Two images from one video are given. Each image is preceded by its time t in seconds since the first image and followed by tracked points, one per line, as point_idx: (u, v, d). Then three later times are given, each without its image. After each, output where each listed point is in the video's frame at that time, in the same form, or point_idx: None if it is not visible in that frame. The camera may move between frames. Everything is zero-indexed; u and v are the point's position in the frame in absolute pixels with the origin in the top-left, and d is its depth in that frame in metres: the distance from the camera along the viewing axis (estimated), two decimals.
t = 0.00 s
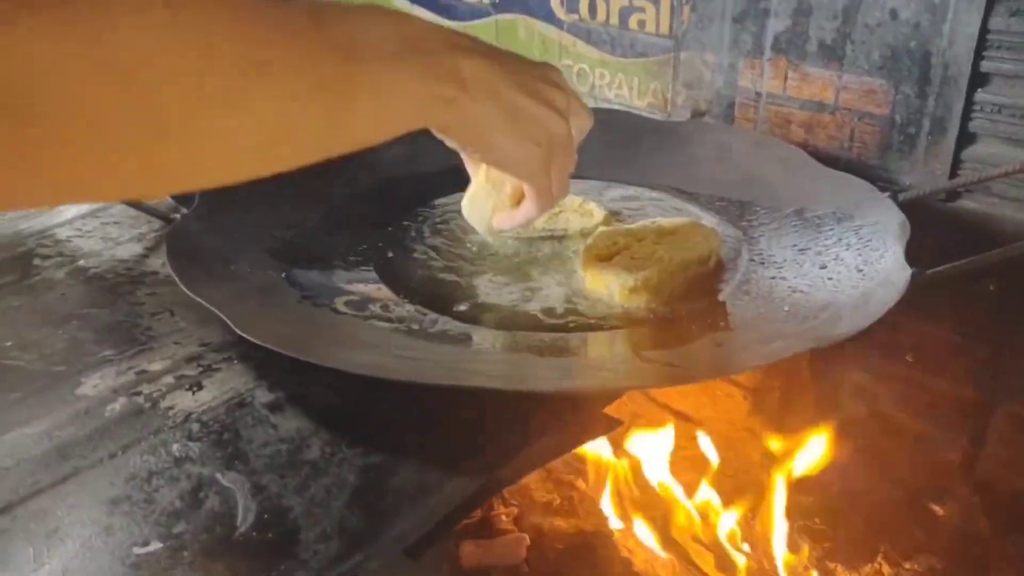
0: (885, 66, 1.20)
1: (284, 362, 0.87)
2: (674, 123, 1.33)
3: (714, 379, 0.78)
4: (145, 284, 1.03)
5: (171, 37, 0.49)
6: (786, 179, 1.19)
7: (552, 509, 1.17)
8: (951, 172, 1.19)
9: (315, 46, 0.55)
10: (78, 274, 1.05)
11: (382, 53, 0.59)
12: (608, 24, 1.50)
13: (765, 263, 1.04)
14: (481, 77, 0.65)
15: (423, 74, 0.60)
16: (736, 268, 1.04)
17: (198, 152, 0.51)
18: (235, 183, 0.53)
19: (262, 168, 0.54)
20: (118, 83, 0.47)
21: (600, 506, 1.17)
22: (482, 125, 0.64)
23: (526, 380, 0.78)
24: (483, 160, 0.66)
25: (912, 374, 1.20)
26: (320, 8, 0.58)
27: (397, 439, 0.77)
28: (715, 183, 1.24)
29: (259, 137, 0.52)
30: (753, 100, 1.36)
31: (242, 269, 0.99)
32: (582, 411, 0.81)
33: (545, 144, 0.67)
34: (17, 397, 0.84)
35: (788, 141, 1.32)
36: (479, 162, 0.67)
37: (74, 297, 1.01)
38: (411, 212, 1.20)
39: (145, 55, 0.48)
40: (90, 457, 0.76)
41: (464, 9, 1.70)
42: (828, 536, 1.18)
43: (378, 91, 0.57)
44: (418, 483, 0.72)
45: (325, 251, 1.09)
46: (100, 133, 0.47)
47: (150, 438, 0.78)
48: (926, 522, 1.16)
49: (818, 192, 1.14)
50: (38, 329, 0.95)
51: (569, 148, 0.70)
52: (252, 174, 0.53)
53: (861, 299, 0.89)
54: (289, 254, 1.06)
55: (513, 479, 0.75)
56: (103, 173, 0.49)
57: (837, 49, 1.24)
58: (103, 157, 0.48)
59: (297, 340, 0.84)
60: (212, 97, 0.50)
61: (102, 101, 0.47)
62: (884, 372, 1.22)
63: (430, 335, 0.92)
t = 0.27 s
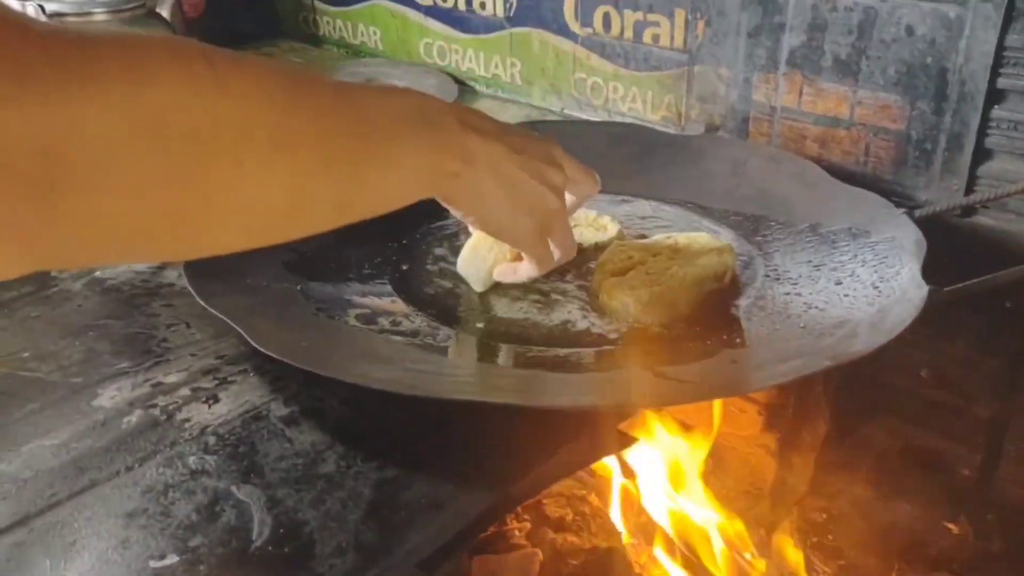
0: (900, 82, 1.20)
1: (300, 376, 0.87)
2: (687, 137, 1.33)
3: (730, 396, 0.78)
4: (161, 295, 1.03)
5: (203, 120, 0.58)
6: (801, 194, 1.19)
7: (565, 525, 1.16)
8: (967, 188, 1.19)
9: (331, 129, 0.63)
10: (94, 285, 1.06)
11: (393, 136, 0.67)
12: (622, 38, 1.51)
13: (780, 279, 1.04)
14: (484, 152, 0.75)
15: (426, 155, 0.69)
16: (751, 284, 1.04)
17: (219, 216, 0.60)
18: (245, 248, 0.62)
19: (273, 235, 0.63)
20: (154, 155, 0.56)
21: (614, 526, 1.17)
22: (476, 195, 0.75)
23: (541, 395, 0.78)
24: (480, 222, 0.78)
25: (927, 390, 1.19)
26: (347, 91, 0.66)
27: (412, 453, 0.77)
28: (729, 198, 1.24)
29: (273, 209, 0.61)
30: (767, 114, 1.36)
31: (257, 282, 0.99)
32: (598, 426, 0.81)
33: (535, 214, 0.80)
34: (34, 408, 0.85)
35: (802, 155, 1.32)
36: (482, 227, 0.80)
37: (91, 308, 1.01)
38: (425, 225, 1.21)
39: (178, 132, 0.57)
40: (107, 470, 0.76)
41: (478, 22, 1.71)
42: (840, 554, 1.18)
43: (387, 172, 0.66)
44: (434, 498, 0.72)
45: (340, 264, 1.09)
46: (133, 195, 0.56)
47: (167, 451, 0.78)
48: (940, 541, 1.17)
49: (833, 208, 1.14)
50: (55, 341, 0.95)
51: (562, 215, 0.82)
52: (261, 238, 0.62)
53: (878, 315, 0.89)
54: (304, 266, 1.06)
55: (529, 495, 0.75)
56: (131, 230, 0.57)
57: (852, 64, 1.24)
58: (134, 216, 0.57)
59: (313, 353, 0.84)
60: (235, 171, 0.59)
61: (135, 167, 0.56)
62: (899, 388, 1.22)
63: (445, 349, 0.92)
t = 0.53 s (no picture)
0: (904, 93, 1.20)
1: (301, 386, 0.88)
2: (691, 147, 1.33)
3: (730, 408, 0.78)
4: (164, 304, 1.04)
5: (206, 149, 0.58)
6: (804, 205, 1.19)
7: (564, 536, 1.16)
8: (971, 200, 1.18)
9: (328, 158, 0.64)
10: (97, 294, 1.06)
11: (386, 165, 0.68)
12: (626, 48, 1.51)
13: (782, 291, 1.04)
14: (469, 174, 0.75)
15: (424, 183, 0.70)
16: (754, 295, 1.04)
17: (227, 237, 0.60)
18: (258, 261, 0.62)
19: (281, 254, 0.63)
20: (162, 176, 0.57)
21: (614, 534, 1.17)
22: (478, 219, 0.75)
23: (541, 406, 0.78)
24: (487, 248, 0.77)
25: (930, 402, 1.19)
26: (337, 134, 0.67)
27: (412, 464, 0.77)
28: (731, 208, 1.24)
29: (282, 229, 0.62)
30: (770, 125, 1.36)
31: (260, 291, 0.99)
32: (598, 437, 0.81)
33: (540, 227, 0.79)
34: (36, 417, 0.85)
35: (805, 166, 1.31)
36: (494, 255, 0.79)
37: (94, 317, 1.02)
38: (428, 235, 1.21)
39: (182, 155, 0.57)
40: (107, 479, 0.76)
41: (483, 31, 1.71)
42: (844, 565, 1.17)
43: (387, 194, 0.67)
44: (432, 509, 0.72)
45: (342, 274, 1.09)
46: (144, 215, 0.57)
47: (167, 460, 0.78)
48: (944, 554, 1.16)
49: (836, 219, 1.14)
50: (58, 349, 0.96)
51: (571, 223, 0.80)
52: (273, 257, 0.63)
53: (879, 328, 0.89)
54: (307, 276, 1.07)
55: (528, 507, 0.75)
56: (142, 248, 0.58)
57: (856, 76, 1.24)
58: (145, 236, 0.58)
59: (314, 363, 0.84)
60: (241, 192, 0.60)
61: (145, 189, 0.56)
62: (902, 399, 1.21)
63: (445, 360, 0.92)
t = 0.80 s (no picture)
0: (900, 104, 1.21)
1: (296, 397, 0.88)
2: (688, 158, 1.33)
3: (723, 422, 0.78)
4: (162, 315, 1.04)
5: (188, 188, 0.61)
6: (800, 216, 1.19)
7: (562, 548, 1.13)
8: (967, 211, 1.18)
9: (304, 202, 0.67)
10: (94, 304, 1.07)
11: (368, 205, 0.71)
12: (624, 58, 1.51)
13: (777, 303, 1.04)
14: (468, 199, 0.81)
15: (408, 222, 0.73)
16: (749, 307, 1.04)
17: (214, 272, 0.64)
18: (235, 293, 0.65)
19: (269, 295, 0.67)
20: (150, 215, 0.60)
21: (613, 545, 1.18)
22: (480, 244, 0.79)
23: (535, 419, 0.79)
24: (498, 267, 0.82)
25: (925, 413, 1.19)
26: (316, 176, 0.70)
27: (405, 476, 0.77)
28: (728, 219, 1.25)
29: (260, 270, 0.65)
30: (767, 135, 1.36)
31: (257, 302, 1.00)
32: (591, 450, 0.81)
33: (546, 229, 0.84)
34: (32, 426, 0.85)
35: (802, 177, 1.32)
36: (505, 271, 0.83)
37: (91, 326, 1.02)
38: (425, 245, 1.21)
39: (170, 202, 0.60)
40: (102, 490, 0.76)
41: (482, 41, 1.72)
42: None
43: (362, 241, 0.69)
44: (426, 521, 0.73)
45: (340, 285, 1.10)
46: (130, 251, 0.60)
47: (162, 471, 0.78)
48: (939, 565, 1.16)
49: (831, 231, 1.14)
50: (54, 359, 0.96)
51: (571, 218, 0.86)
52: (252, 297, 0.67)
53: (874, 340, 0.89)
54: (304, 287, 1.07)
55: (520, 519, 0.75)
56: (132, 281, 0.61)
57: (852, 87, 1.24)
58: (132, 274, 0.61)
59: (308, 375, 0.84)
60: (228, 229, 0.63)
61: (133, 225, 0.59)
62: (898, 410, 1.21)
63: (441, 372, 0.92)
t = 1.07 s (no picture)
0: (899, 115, 1.21)
1: (294, 406, 0.88)
2: (687, 168, 1.34)
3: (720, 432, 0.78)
4: (161, 323, 1.04)
5: (152, 140, 0.61)
6: (799, 226, 1.20)
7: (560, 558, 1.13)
8: (966, 222, 1.19)
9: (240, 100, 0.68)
10: (93, 313, 1.07)
11: (297, 87, 0.73)
12: (624, 68, 1.52)
13: (776, 314, 1.04)
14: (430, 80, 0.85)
15: (332, 91, 0.75)
16: (747, 318, 1.04)
17: (198, 206, 0.64)
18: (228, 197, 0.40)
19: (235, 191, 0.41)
20: (134, 168, 0.60)
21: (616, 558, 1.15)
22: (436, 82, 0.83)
23: (532, 429, 0.79)
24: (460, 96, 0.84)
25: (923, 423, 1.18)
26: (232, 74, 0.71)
27: (402, 487, 0.77)
28: (727, 229, 1.25)
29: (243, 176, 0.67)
30: (766, 145, 1.36)
31: (255, 311, 1.00)
32: (588, 460, 0.81)
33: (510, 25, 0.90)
34: (30, 435, 0.85)
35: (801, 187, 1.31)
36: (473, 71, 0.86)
37: (91, 335, 1.02)
38: (424, 254, 1.21)
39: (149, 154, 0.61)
40: (99, 499, 0.76)
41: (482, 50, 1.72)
42: None
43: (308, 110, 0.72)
44: (422, 532, 0.73)
45: (339, 295, 1.10)
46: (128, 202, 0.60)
47: (159, 481, 0.78)
48: None
49: (830, 241, 1.14)
50: (52, 368, 0.96)
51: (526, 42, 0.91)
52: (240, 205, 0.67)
53: (872, 351, 0.89)
54: (303, 297, 1.07)
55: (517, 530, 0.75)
56: (139, 225, 0.61)
57: (851, 97, 1.25)
58: (138, 225, 0.61)
59: (305, 384, 0.84)
60: (199, 161, 0.63)
61: (123, 182, 0.59)
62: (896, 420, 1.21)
63: (438, 382, 0.92)
